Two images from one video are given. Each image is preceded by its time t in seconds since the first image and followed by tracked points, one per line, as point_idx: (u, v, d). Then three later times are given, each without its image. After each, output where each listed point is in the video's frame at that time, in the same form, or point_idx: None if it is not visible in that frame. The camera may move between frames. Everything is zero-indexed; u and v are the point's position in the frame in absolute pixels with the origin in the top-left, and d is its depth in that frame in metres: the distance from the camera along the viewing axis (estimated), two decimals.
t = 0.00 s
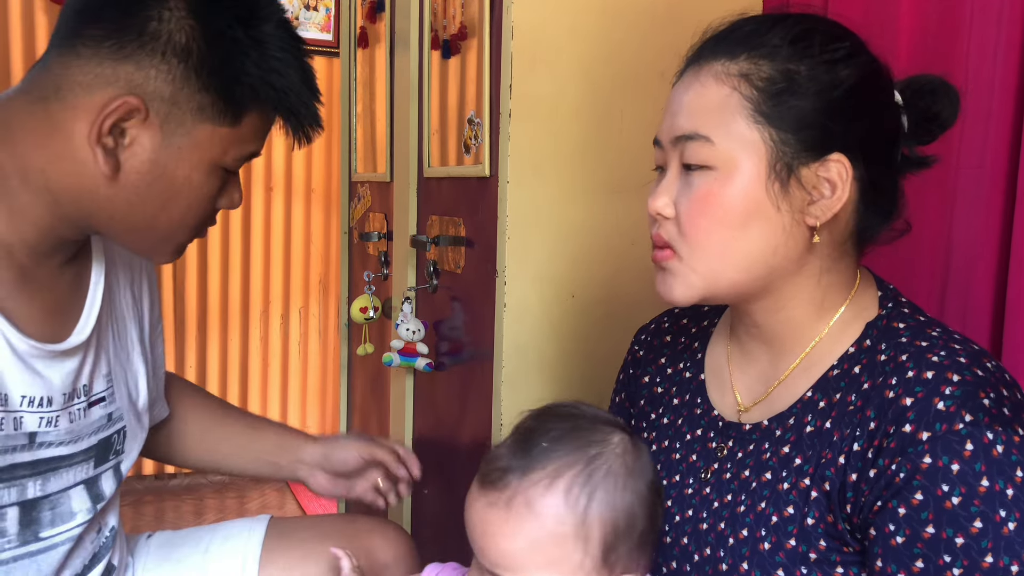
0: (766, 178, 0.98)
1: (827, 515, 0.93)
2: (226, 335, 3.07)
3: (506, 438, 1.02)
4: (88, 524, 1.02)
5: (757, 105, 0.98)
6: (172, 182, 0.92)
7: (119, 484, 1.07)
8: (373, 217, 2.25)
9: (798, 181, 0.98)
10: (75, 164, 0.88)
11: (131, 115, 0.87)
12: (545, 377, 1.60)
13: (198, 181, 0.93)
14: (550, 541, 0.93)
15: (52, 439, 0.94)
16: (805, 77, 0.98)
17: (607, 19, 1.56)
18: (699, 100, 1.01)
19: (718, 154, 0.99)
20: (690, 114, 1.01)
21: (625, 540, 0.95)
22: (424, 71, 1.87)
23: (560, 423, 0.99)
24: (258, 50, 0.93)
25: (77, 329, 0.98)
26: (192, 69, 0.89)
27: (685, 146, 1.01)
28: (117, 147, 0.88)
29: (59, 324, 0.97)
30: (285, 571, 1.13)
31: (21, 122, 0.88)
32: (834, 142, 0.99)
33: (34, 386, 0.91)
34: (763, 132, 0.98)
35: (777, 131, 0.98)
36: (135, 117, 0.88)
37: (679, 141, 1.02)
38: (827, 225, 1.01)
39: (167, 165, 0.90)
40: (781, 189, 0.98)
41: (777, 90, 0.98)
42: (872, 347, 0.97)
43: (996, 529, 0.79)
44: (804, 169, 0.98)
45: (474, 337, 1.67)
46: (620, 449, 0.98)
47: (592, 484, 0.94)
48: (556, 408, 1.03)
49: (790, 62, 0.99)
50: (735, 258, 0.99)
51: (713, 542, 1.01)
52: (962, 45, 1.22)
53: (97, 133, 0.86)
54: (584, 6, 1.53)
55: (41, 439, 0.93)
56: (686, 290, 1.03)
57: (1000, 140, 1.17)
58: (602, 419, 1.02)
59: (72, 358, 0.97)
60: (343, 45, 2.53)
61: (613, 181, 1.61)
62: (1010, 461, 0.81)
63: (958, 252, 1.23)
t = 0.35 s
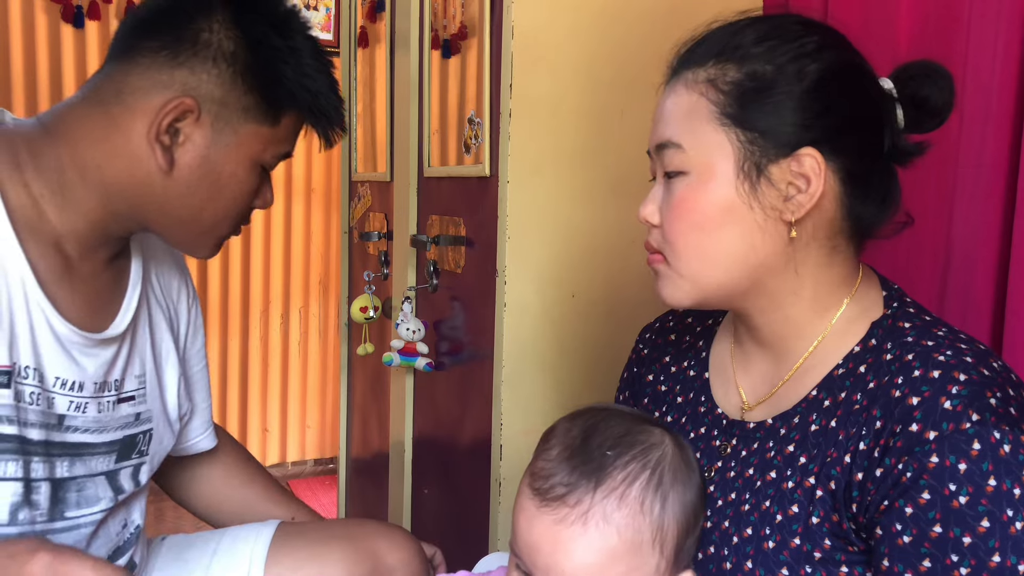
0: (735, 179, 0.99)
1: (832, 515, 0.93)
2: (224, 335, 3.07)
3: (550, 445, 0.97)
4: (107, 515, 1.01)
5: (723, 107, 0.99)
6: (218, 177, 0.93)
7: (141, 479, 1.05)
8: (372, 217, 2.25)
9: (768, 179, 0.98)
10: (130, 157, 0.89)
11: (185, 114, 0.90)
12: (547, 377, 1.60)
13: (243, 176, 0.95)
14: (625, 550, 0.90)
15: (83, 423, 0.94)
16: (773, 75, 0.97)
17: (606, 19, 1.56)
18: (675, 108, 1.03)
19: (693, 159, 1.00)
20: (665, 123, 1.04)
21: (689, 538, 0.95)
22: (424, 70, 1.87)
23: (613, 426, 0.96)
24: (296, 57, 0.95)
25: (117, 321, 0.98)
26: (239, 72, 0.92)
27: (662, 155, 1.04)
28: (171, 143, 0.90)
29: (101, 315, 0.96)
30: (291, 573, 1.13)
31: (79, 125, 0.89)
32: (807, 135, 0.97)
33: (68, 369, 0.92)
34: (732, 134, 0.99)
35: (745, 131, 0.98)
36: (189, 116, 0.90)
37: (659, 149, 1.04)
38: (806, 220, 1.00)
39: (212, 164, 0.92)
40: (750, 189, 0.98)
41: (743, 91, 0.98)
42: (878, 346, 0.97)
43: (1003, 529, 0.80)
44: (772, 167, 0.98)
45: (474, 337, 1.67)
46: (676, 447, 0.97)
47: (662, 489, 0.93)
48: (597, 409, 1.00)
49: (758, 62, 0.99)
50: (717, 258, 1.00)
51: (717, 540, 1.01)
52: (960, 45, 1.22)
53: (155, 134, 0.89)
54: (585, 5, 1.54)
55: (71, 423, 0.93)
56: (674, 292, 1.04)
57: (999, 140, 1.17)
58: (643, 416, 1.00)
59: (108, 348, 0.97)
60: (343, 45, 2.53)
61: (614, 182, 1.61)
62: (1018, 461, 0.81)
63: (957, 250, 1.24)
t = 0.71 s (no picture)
0: (701, 181, 1.00)
1: (832, 513, 0.93)
2: (225, 335, 3.07)
3: (526, 452, 0.98)
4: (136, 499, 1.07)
5: (686, 116, 1.01)
6: (229, 164, 0.98)
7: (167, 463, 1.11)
8: (373, 217, 2.26)
9: (735, 179, 0.99)
10: (148, 144, 0.95)
11: (192, 95, 0.95)
12: (547, 376, 1.60)
13: (254, 153, 0.99)
14: (602, 553, 0.91)
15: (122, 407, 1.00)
16: (731, 79, 0.98)
17: (606, 19, 1.56)
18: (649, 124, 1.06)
19: (666, 167, 1.03)
20: (648, 136, 1.07)
21: (671, 539, 0.95)
22: (424, 71, 1.87)
23: (587, 430, 0.96)
24: (296, 37, 1.02)
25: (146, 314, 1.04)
26: (241, 50, 0.97)
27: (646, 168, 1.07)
28: (185, 125, 0.95)
29: (131, 306, 1.03)
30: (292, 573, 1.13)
31: (109, 124, 0.96)
32: (769, 131, 0.97)
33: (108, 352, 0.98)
34: (698, 140, 1.01)
35: (708, 136, 1.00)
36: (196, 96, 0.95)
37: (643, 163, 1.08)
38: (777, 216, 1.00)
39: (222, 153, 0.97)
40: (716, 190, 0.99)
41: (704, 98, 1.00)
42: (878, 344, 0.97)
43: (1002, 528, 0.80)
44: (736, 165, 0.99)
45: (474, 337, 1.67)
46: (652, 447, 0.96)
47: (636, 489, 0.93)
48: (572, 413, 1.00)
49: (717, 69, 1.00)
50: (697, 260, 1.02)
51: (717, 538, 1.01)
52: (960, 45, 1.22)
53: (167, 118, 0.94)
54: (584, 5, 1.54)
55: (112, 406, 0.99)
56: (673, 298, 1.06)
57: (999, 140, 1.17)
58: (620, 417, 1.00)
59: (138, 339, 1.03)
60: (343, 46, 2.53)
61: (614, 183, 1.61)
62: (1018, 460, 0.81)
63: (957, 249, 1.24)
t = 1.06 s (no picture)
0: (684, 188, 1.01)
1: (830, 510, 0.93)
2: (225, 335, 3.07)
3: (519, 465, 0.99)
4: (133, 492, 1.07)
5: (664, 127, 1.03)
6: (141, 143, 0.92)
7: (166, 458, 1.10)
8: (373, 217, 2.26)
9: (715, 183, 1.00)
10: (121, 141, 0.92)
11: (73, 70, 0.90)
12: (546, 376, 1.60)
13: (172, 133, 0.92)
14: (597, 567, 0.92)
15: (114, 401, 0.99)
16: (705, 85, 1.00)
17: (606, 18, 1.56)
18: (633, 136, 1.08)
19: (648, 178, 1.05)
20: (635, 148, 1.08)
21: (668, 547, 0.95)
22: (424, 70, 1.87)
23: (576, 442, 0.96)
24: None
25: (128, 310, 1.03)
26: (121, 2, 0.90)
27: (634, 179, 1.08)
28: (79, 104, 0.90)
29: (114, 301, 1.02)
30: (290, 571, 1.13)
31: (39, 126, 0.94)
32: (744, 133, 0.98)
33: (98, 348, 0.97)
34: (677, 148, 1.02)
35: (686, 143, 1.01)
36: (77, 70, 0.90)
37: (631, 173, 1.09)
38: (759, 218, 1.00)
39: (125, 128, 0.91)
40: (699, 195, 1.00)
41: (682, 106, 1.01)
42: (876, 342, 0.97)
43: (1000, 523, 0.79)
44: (716, 170, 1.00)
45: (474, 337, 1.67)
46: (644, 455, 0.96)
47: (627, 502, 0.92)
48: (564, 423, 1.00)
49: (691, 77, 1.02)
50: (684, 264, 1.03)
51: (717, 537, 1.01)
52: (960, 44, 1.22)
53: (59, 102, 0.90)
54: (584, 5, 1.54)
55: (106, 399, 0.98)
56: (666, 300, 1.07)
57: (998, 139, 1.17)
58: (612, 424, 0.99)
59: (122, 331, 1.02)
60: (343, 46, 2.53)
61: (614, 183, 1.61)
62: (1015, 455, 0.81)
63: (956, 249, 1.24)
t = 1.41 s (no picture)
0: (712, 180, 1.00)
1: (828, 509, 0.93)
2: (226, 335, 3.07)
3: (499, 482, 1.01)
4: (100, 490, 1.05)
5: (698, 116, 1.01)
6: (84, 154, 0.91)
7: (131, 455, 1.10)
8: (373, 217, 2.26)
9: (746, 180, 0.98)
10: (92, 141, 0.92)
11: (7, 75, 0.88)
12: (545, 376, 1.59)
13: (115, 143, 0.91)
14: None
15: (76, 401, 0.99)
16: (744, 79, 0.98)
17: (607, 18, 1.56)
18: (656, 118, 1.06)
19: (673, 164, 1.02)
20: (657, 128, 1.05)
21: (650, 556, 0.97)
22: (424, 70, 1.87)
23: (549, 458, 0.98)
24: None
25: (85, 305, 1.01)
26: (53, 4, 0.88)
27: (651, 161, 1.06)
28: (16, 110, 0.89)
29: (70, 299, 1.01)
30: (283, 569, 1.13)
31: None
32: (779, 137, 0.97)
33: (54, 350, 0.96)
34: (709, 137, 1.00)
35: (720, 135, 0.99)
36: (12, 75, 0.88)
37: (648, 155, 1.07)
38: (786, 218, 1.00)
39: (69, 138, 0.90)
40: (726, 190, 0.99)
41: (715, 97, 0.99)
42: (872, 342, 0.96)
43: (997, 521, 0.79)
44: (748, 167, 0.98)
45: (474, 337, 1.67)
46: (619, 466, 0.97)
47: (601, 515, 0.94)
48: (539, 437, 1.02)
49: (730, 67, 1.00)
50: (697, 258, 1.01)
51: (714, 536, 1.00)
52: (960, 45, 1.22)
53: None
54: (584, 5, 1.53)
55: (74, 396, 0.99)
56: (665, 291, 1.05)
57: (998, 140, 1.16)
58: (588, 436, 1.01)
59: (81, 329, 1.01)
60: (343, 46, 2.53)
61: (614, 183, 1.61)
62: (1011, 454, 0.81)
63: (956, 249, 1.23)
